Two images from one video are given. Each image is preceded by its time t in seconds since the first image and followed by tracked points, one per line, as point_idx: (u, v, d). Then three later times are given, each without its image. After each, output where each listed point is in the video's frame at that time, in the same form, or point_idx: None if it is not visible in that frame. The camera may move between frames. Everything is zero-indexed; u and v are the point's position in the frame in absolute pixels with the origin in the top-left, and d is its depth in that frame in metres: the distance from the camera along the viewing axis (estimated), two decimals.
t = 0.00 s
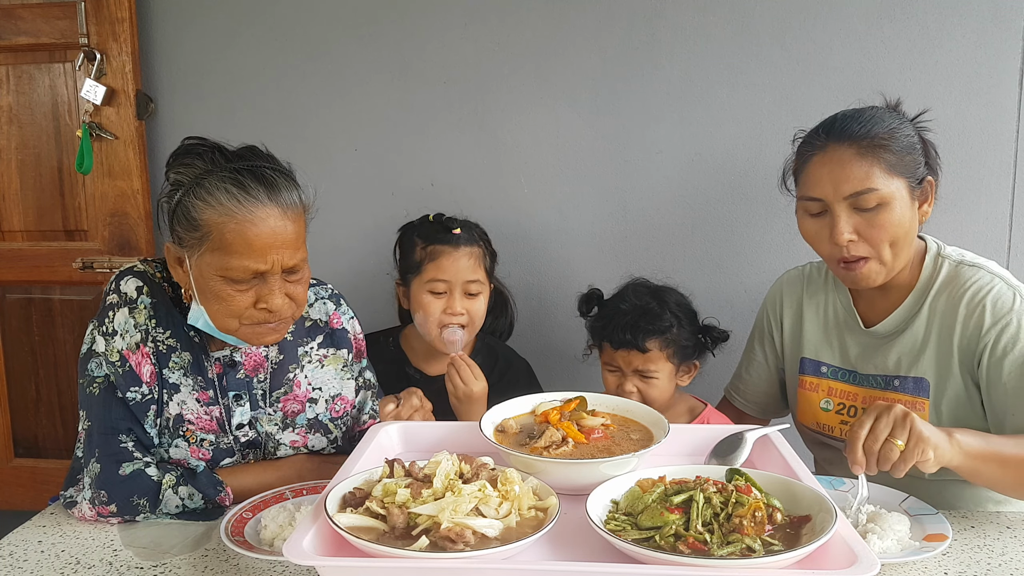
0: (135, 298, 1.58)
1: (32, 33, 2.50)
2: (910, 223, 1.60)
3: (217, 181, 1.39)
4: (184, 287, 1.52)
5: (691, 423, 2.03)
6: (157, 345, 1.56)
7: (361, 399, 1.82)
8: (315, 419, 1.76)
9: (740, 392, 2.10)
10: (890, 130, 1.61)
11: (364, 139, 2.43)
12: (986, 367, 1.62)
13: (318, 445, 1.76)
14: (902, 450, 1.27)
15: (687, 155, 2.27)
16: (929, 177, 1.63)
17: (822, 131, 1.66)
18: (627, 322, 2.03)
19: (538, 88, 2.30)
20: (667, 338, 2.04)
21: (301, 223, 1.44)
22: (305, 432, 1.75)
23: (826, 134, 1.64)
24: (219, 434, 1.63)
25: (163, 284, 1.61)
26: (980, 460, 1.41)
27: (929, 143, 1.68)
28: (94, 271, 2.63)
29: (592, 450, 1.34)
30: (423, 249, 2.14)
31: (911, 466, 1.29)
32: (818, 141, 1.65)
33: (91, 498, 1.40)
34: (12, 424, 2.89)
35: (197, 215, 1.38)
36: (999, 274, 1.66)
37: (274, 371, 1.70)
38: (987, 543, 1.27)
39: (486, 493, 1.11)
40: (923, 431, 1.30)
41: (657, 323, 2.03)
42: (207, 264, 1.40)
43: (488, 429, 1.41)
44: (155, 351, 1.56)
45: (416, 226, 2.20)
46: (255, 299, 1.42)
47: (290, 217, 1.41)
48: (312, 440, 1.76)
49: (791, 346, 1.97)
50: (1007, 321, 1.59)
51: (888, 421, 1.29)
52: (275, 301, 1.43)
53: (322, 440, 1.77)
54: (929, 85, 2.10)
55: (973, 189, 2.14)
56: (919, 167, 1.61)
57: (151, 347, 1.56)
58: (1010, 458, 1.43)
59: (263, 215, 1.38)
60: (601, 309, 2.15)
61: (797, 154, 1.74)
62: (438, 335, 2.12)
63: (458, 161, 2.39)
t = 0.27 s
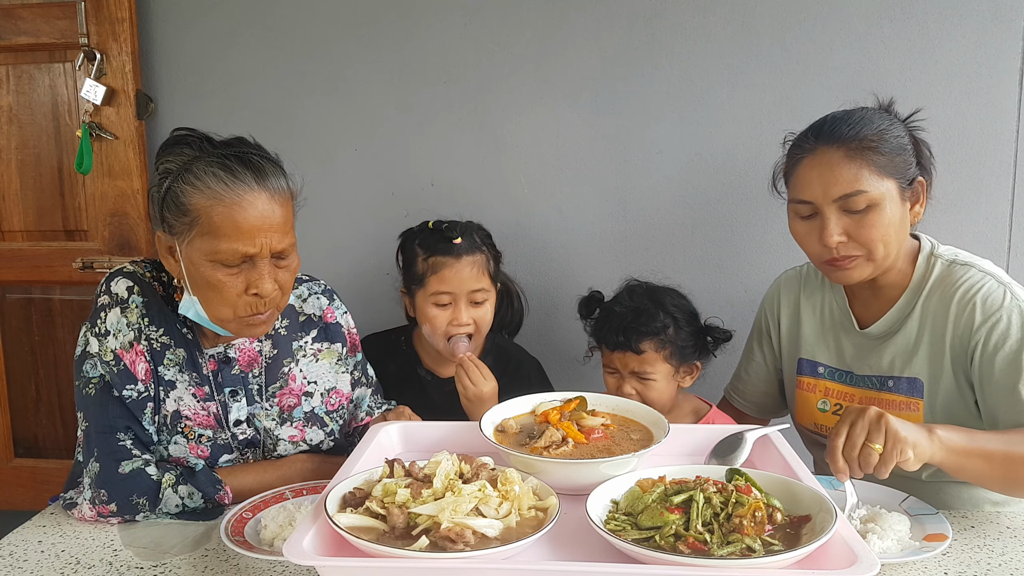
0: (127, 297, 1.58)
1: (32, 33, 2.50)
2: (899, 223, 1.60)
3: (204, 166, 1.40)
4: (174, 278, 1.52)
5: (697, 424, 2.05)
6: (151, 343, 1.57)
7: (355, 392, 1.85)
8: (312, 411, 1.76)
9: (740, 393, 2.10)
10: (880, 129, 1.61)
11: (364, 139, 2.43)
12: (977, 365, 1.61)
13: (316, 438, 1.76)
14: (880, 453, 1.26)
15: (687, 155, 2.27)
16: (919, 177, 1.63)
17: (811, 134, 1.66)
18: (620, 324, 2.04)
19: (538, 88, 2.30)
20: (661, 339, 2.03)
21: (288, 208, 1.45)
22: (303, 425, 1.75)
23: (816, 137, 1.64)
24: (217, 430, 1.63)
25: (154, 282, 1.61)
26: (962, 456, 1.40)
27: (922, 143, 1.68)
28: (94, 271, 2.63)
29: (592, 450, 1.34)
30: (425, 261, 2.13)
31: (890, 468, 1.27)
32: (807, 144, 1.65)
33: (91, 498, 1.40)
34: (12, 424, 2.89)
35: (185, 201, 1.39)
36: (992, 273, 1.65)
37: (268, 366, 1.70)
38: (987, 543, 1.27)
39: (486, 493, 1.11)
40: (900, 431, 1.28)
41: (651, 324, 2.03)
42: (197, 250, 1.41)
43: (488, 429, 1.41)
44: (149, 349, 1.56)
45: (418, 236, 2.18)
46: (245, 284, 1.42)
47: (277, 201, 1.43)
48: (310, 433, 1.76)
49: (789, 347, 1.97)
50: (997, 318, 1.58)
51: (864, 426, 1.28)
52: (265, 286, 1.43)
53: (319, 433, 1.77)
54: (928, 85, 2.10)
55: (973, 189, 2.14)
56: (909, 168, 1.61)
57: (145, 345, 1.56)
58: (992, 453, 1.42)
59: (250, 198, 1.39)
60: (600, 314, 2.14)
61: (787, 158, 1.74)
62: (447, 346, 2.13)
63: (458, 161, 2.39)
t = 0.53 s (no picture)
0: (120, 298, 1.58)
1: (32, 33, 2.50)
2: (896, 220, 1.60)
3: (192, 150, 1.43)
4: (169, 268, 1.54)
5: (697, 424, 2.05)
6: (147, 341, 1.57)
7: (352, 387, 1.85)
8: (309, 405, 1.76)
9: (740, 393, 2.10)
10: (877, 126, 1.61)
11: (364, 139, 2.42)
12: (972, 361, 1.60)
13: (313, 433, 1.76)
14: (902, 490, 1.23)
15: (687, 155, 2.27)
16: (916, 174, 1.64)
17: (808, 132, 1.66)
18: (629, 321, 2.04)
19: (539, 88, 2.30)
20: (670, 339, 2.04)
21: (277, 191, 1.49)
22: (300, 420, 1.75)
23: (812, 134, 1.64)
24: (215, 426, 1.63)
25: (146, 282, 1.62)
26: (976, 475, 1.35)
27: (918, 141, 1.69)
28: (94, 271, 2.63)
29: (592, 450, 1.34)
30: (432, 271, 2.13)
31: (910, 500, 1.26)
32: (803, 142, 1.65)
33: (90, 498, 1.40)
34: (12, 424, 2.89)
35: (176, 185, 1.42)
36: (988, 269, 1.64)
37: (264, 361, 1.70)
38: (987, 543, 1.27)
39: (486, 493, 1.11)
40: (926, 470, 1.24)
41: (660, 323, 2.03)
42: (189, 234, 1.44)
43: (488, 430, 1.41)
44: (145, 348, 1.57)
45: (425, 243, 2.18)
46: (238, 266, 1.45)
47: (266, 183, 1.46)
48: (307, 427, 1.76)
49: (786, 346, 1.97)
50: (993, 314, 1.58)
51: (893, 460, 1.22)
52: (258, 268, 1.46)
53: (316, 427, 1.77)
54: (929, 85, 2.10)
55: (973, 189, 2.14)
56: (906, 165, 1.61)
57: (140, 343, 1.57)
58: (1005, 468, 1.37)
59: (240, 180, 1.43)
60: (606, 309, 2.14)
61: (784, 156, 1.74)
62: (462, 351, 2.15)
63: (458, 161, 2.39)
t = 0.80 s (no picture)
0: (120, 298, 1.58)
1: (32, 33, 2.50)
2: (901, 222, 1.60)
3: (189, 140, 1.49)
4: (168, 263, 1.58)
5: (698, 423, 2.05)
6: (147, 341, 1.57)
7: (352, 387, 1.85)
8: (309, 403, 1.76)
9: (740, 393, 2.10)
10: (881, 126, 1.62)
11: (364, 139, 2.42)
12: (983, 364, 1.61)
13: (313, 432, 1.76)
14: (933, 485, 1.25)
15: (687, 155, 2.27)
16: (920, 176, 1.64)
17: (812, 134, 1.66)
18: (634, 319, 2.04)
19: (539, 89, 2.30)
20: (672, 338, 2.04)
21: (272, 181, 1.55)
22: (300, 418, 1.74)
23: (817, 137, 1.64)
24: (215, 425, 1.62)
25: (146, 282, 1.63)
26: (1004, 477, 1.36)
27: (920, 143, 1.69)
28: (94, 271, 2.62)
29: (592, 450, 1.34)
30: (440, 270, 2.14)
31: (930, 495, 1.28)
32: (808, 144, 1.65)
33: (90, 498, 1.40)
34: (12, 424, 2.89)
35: (174, 175, 1.48)
36: (995, 272, 1.65)
37: (264, 359, 1.70)
38: (987, 543, 1.27)
39: (486, 493, 1.11)
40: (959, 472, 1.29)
41: (665, 322, 2.03)
42: (188, 223, 1.48)
43: (488, 430, 1.41)
44: (145, 348, 1.57)
45: (432, 243, 2.18)
46: (236, 253, 1.49)
47: (261, 171, 1.52)
48: (307, 426, 1.75)
49: (789, 348, 1.97)
50: (1003, 318, 1.58)
51: (932, 457, 1.26)
52: (256, 254, 1.49)
53: (316, 426, 1.77)
54: (928, 85, 2.11)
55: (973, 188, 2.14)
56: (910, 166, 1.61)
57: (140, 343, 1.57)
58: None
59: (237, 168, 1.49)
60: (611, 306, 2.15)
61: (788, 157, 1.74)
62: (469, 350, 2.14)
63: (458, 161, 2.39)
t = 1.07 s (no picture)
0: (119, 298, 1.59)
1: (32, 33, 2.50)
2: (905, 221, 1.60)
3: (185, 131, 1.50)
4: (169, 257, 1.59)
5: (699, 424, 2.05)
6: (146, 341, 1.57)
7: (352, 387, 1.85)
8: (309, 403, 1.76)
9: (739, 392, 2.10)
10: (886, 122, 1.62)
11: (364, 139, 2.42)
12: (985, 361, 1.61)
13: (313, 431, 1.76)
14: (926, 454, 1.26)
15: (687, 155, 2.27)
16: (923, 174, 1.64)
17: (818, 131, 1.66)
18: (635, 316, 2.05)
19: (539, 89, 2.30)
20: (672, 335, 2.04)
21: (270, 171, 1.56)
22: (300, 417, 1.74)
23: (822, 134, 1.64)
24: (215, 425, 1.62)
25: (145, 282, 1.63)
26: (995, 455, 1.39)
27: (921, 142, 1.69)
28: (94, 270, 2.62)
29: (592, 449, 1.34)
30: (446, 270, 2.13)
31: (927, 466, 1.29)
32: (813, 140, 1.65)
33: (90, 498, 1.40)
34: (12, 424, 2.89)
35: (172, 166, 1.48)
36: (996, 269, 1.65)
37: (264, 358, 1.70)
38: (987, 543, 1.27)
39: (486, 493, 1.11)
40: (949, 433, 1.29)
41: (666, 320, 2.04)
42: (187, 213, 1.49)
43: (488, 430, 1.41)
44: (144, 347, 1.57)
45: (437, 243, 2.18)
46: (236, 240, 1.50)
47: (258, 160, 1.53)
48: (307, 425, 1.75)
49: (790, 347, 1.96)
50: (1004, 314, 1.58)
51: (916, 424, 1.27)
52: (256, 242, 1.50)
53: (315, 425, 1.76)
54: (928, 85, 2.11)
55: (973, 188, 2.14)
56: (914, 166, 1.61)
57: (139, 343, 1.57)
58: None
59: (234, 157, 1.50)
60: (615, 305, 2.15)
61: (792, 155, 1.74)
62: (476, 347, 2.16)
63: (458, 161, 2.39)
